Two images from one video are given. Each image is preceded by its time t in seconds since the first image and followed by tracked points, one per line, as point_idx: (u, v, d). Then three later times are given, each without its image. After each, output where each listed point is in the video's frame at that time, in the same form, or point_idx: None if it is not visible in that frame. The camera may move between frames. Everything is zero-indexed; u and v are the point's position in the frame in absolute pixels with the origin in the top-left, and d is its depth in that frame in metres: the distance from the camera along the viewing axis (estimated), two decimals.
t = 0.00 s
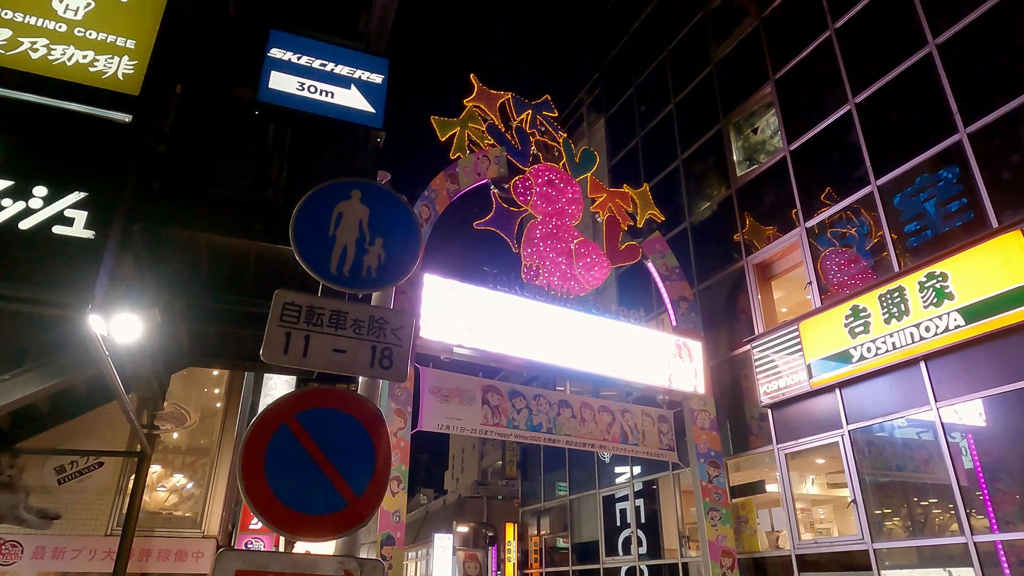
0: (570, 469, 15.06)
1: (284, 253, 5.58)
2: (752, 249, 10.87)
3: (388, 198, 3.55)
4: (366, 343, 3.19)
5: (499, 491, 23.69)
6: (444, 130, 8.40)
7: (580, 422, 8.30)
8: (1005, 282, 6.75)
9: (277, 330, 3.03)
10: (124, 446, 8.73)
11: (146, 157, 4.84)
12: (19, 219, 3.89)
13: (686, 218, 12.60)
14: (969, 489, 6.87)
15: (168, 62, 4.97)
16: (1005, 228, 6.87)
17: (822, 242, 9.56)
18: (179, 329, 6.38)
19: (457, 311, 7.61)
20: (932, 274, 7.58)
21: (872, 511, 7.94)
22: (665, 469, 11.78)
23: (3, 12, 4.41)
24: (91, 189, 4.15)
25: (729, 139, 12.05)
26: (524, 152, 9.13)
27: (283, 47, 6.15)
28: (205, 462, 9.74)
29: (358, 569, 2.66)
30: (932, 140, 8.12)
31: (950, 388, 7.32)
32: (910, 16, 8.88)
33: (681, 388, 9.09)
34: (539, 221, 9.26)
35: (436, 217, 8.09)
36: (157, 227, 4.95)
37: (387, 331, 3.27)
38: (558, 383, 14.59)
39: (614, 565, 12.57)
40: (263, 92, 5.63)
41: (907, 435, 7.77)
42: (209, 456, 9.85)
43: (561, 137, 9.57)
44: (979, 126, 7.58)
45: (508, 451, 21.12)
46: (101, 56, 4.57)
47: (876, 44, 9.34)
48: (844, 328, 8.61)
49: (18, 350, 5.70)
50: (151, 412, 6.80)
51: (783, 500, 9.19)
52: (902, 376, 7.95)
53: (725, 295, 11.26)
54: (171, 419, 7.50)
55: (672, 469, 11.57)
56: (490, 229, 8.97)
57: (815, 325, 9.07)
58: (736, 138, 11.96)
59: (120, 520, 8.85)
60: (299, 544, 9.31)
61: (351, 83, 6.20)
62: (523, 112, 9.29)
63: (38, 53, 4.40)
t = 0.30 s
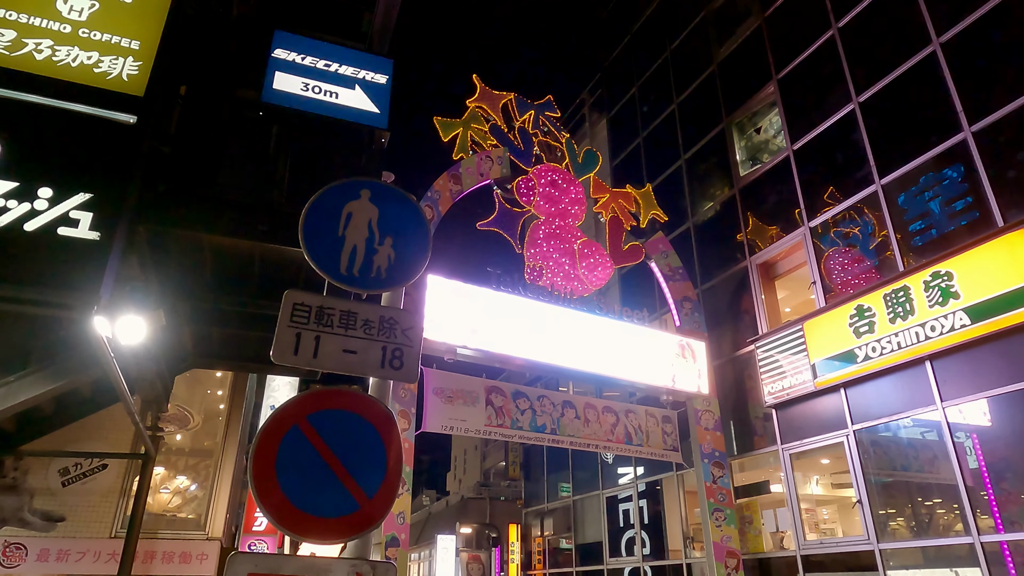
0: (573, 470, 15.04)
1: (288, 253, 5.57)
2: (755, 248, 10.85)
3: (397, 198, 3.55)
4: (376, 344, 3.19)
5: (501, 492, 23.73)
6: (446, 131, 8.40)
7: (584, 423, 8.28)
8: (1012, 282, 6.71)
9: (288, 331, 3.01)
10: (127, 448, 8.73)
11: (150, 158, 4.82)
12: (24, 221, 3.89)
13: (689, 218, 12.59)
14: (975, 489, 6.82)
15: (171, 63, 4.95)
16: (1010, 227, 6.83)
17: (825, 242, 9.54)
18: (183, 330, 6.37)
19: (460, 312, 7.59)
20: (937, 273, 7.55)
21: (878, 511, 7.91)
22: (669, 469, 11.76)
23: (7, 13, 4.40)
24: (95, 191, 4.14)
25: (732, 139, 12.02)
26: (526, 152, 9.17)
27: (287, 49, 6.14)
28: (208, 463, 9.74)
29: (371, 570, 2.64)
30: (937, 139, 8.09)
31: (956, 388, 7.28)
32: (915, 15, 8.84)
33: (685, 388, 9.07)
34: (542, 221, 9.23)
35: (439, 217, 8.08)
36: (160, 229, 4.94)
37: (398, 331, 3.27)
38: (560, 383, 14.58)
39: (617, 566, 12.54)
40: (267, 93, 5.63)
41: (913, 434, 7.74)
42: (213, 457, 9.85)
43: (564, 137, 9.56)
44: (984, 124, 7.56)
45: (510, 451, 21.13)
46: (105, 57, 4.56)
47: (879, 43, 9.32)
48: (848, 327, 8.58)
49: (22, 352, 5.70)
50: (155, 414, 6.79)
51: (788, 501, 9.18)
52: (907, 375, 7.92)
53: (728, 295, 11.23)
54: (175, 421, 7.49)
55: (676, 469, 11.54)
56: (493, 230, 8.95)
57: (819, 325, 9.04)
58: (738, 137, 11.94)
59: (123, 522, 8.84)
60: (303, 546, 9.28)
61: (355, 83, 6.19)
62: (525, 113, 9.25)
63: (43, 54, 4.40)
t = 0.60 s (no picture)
0: (575, 470, 15.03)
1: (289, 254, 5.56)
2: (756, 248, 10.83)
3: (400, 198, 3.55)
4: (380, 344, 3.18)
5: (502, 493, 23.74)
6: (447, 131, 8.41)
7: (585, 423, 8.27)
8: (1014, 281, 6.70)
9: (291, 332, 3.00)
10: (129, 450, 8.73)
11: (151, 160, 4.82)
12: (25, 223, 3.89)
13: (690, 218, 12.57)
14: (978, 489, 6.80)
15: (172, 65, 4.96)
16: (1012, 226, 6.81)
17: (827, 241, 9.53)
18: (184, 331, 6.37)
19: (462, 312, 7.58)
20: (939, 273, 7.53)
21: (880, 511, 7.89)
22: (670, 470, 11.74)
23: (7, 14, 4.40)
24: (96, 192, 4.13)
25: (733, 138, 12.02)
26: (527, 153, 9.28)
27: (287, 49, 6.14)
28: (210, 465, 9.74)
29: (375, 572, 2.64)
30: (939, 138, 8.08)
31: (958, 387, 7.27)
32: (916, 14, 8.83)
33: (686, 388, 9.05)
34: (544, 222, 9.18)
35: (441, 218, 8.08)
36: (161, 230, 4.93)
37: (401, 331, 3.27)
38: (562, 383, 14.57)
39: (619, 566, 12.52)
40: (268, 94, 5.63)
41: (916, 434, 7.72)
42: (214, 459, 9.84)
43: (564, 137, 9.56)
44: (985, 123, 7.54)
45: (511, 452, 21.11)
46: (106, 58, 4.56)
47: (880, 42, 9.31)
48: (850, 326, 8.56)
49: (24, 354, 5.70)
50: (156, 415, 6.79)
51: (790, 501, 9.16)
52: (909, 375, 7.91)
53: (730, 295, 11.23)
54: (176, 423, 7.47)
55: (678, 469, 11.53)
56: (494, 230, 8.95)
57: (821, 324, 9.03)
58: (739, 137, 11.94)
59: (126, 524, 8.70)
60: (304, 547, 9.26)
61: (356, 84, 6.19)
62: (526, 113, 9.26)
63: (44, 55, 4.40)
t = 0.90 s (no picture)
0: (575, 471, 15.03)
1: (290, 255, 5.57)
2: (756, 249, 10.84)
3: (403, 198, 3.56)
4: (384, 344, 3.19)
5: (502, 494, 23.77)
6: (448, 133, 8.42)
7: (586, 424, 8.27)
8: (1014, 281, 6.70)
9: (295, 330, 3.01)
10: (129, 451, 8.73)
11: (152, 161, 4.83)
12: (28, 223, 3.90)
13: (690, 219, 12.58)
14: (979, 490, 6.80)
15: (173, 66, 4.97)
16: (1013, 226, 6.82)
17: (827, 242, 9.54)
18: (185, 332, 6.37)
19: (463, 313, 7.59)
20: (939, 273, 7.53)
21: (881, 511, 7.89)
22: (671, 471, 11.73)
23: (9, 15, 4.42)
24: (98, 192, 4.14)
25: (733, 139, 12.03)
26: (527, 153, 9.31)
27: (289, 51, 6.17)
28: (211, 466, 9.74)
29: (379, 571, 2.64)
30: (939, 139, 8.09)
31: (958, 388, 7.27)
32: (916, 15, 8.84)
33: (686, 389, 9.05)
34: (544, 223, 9.17)
35: (441, 219, 8.09)
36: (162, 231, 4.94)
37: (405, 331, 3.28)
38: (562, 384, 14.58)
39: (620, 567, 12.52)
40: (270, 95, 5.67)
41: (916, 435, 7.72)
42: (215, 460, 9.84)
43: (564, 139, 9.58)
44: (985, 124, 7.55)
45: (511, 454, 21.11)
46: (108, 59, 4.58)
47: (880, 43, 9.32)
48: (850, 327, 8.57)
49: (25, 355, 5.71)
50: (157, 416, 6.79)
51: (791, 502, 9.17)
52: (910, 376, 7.91)
53: (730, 296, 11.23)
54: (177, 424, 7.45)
55: (678, 470, 11.53)
56: (495, 231, 8.96)
57: (821, 325, 9.04)
58: (739, 138, 11.95)
59: (127, 525, 8.71)
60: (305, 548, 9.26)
61: (358, 85, 6.21)
62: (526, 114, 9.33)
63: (47, 55, 4.42)
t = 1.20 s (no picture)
0: (573, 473, 15.05)
1: (291, 257, 5.60)
2: (755, 251, 10.89)
3: (406, 201, 3.59)
4: (387, 345, 3.22)
5: (501, 496, 23.78)
6: (447, 135, 8.46)
7: (585, 425, 8.29)
8: (1011, 283, 6.75)
9: (300, 332, 3.04)
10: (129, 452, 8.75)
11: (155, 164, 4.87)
12: (32, 226, 3.93)
13: (689, 221, 12.62)
14: (975, 491, 6.84)
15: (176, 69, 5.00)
16: (1009, 229, 6.87)
17: (825, 244, 9.57)
18: (186, 334, 6.40)
19: (462, 315, 7.63)
20: (936, 276, 7.58)
21: (878, 513, 7.93)
22: (669, 472, 11.76)
23: (14, 19, 4.45)
24: (101, 194, 4.17)
25: (732, 142, 12.07)
26: (526, 155, 9.23)
27: (291, 54, 6.23)
28: (210, 467, 9.76)
29: (384, 569, 2.67)
30: (936, 142, 8.14)
31: (955, 389, 7.31)
32: (913, 18, 8.89)
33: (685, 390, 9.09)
34: (543, 225, 9.19)
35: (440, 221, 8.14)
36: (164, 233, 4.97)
37: (408, 333, 3.31)
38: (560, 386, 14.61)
39: (618, 569, 12.54)
40: (271, 96, 5.77)
41: (913, 437, 7.76)
42: (214, 461, 9.86)
43: (564, 141, 9.61)
44: (982, 127, 7.59)
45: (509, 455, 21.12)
46: (112, 62, 4.61)
47: (878, 46, 9.37)
48: (848, 329, 8.61)
49: (28, 357, 5.74)
50: (158, 418, 6.82)
51: (789, 503, 9.20)
52: (907, 377, 7.95)
53: (728, 298, 11.28)
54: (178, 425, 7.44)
55: (676, 472, 11.56)
56: (494, 233, 8.97)
57: (819, 327, 9.08)
58: (738, 140, 11.99)
59: (127, 526, 8.72)
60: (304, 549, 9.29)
61: (359, 87, 6.25)
62: (525, 117, 9.37)
63: (50, 59, 4.45)
